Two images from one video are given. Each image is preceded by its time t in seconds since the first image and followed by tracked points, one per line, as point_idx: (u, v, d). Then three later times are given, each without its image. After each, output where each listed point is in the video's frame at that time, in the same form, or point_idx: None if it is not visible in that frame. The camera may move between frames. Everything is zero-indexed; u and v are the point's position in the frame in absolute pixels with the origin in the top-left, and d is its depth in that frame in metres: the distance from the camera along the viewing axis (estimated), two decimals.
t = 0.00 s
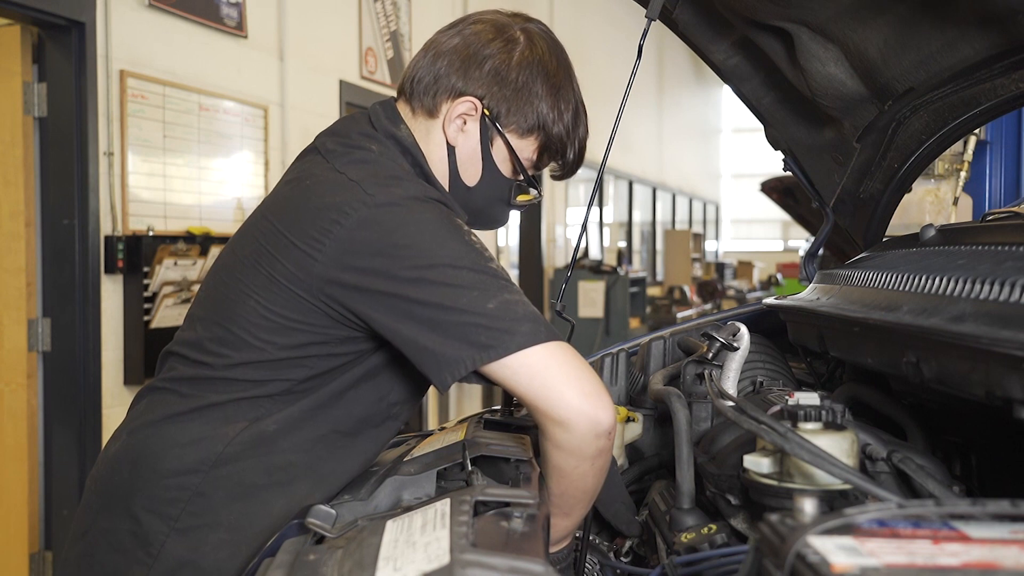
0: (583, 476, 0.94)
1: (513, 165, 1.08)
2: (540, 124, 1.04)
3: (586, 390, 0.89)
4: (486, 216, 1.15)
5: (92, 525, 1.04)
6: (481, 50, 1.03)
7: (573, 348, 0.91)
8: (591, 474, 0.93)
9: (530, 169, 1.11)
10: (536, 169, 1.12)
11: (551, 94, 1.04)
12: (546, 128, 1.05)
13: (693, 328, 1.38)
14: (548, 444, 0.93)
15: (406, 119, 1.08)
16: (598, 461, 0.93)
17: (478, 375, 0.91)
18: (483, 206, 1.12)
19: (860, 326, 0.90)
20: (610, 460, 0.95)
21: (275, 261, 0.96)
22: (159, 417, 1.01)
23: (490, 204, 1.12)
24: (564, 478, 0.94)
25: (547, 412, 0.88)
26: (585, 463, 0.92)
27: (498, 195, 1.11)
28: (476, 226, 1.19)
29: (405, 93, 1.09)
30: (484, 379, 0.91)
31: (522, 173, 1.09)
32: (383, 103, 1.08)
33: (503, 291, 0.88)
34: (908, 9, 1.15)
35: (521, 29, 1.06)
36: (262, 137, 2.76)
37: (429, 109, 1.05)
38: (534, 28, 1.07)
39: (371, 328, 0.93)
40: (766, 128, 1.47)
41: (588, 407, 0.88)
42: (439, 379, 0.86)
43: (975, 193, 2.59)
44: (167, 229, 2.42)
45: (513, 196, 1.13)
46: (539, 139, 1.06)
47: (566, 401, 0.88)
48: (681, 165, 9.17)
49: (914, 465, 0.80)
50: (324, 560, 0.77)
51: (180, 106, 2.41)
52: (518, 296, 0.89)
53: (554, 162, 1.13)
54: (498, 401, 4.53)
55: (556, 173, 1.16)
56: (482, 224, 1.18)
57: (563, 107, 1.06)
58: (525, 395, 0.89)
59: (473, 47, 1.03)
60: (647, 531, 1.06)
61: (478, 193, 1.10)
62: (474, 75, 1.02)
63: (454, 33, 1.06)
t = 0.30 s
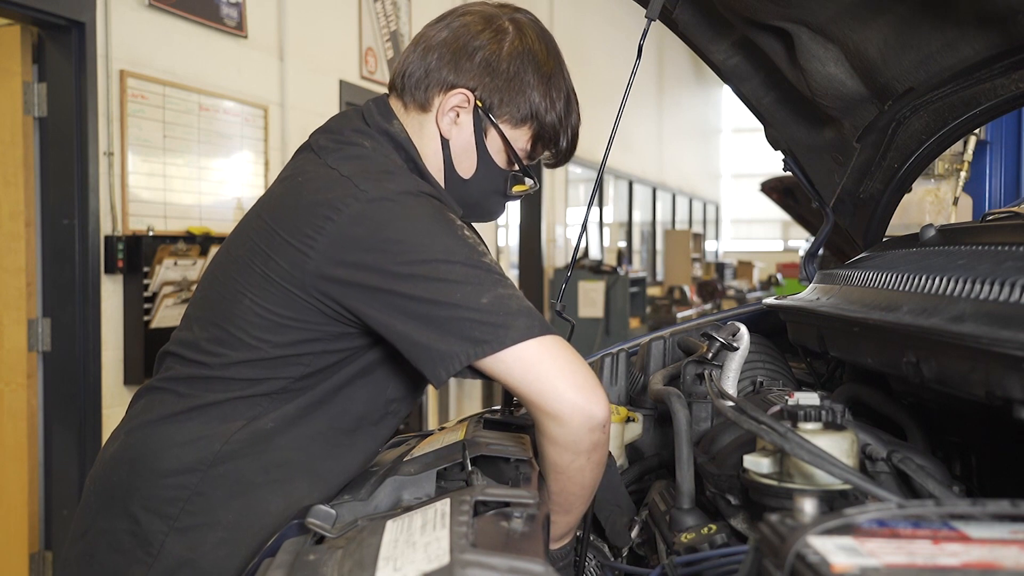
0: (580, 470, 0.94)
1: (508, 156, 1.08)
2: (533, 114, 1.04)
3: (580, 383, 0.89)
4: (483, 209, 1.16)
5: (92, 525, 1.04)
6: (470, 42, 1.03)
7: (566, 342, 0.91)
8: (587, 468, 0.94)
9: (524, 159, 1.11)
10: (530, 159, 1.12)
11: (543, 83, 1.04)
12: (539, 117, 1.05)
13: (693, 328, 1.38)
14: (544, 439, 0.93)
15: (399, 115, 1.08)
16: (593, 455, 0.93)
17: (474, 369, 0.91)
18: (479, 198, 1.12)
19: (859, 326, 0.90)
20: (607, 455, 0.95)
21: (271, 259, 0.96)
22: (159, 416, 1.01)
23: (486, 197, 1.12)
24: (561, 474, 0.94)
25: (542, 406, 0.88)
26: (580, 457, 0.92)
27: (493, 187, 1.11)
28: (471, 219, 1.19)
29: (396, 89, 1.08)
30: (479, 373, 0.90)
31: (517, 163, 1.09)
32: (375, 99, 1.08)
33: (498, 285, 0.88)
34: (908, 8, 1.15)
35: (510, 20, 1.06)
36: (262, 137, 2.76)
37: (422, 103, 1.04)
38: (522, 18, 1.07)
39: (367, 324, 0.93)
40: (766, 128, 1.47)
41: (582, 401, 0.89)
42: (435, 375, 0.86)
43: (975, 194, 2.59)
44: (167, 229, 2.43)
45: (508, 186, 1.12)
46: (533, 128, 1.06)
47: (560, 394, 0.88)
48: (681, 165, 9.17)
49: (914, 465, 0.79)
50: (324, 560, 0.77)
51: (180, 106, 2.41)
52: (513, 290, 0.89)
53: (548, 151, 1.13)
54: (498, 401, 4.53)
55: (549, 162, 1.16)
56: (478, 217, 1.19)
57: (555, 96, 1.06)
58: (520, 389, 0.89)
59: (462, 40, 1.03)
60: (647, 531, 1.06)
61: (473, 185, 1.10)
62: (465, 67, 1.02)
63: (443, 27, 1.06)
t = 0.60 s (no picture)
0: (581, 472, 0.94)
1: (506, 155, 1.08)
2: (530, 112, 1.04)
3: (582, 386, 0.89)
4: (482, 208, 1.16)
5: (92, 525, 1.04)
6: (467, 40, 1.03)
7: (568, 345, 0.91)
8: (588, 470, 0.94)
9: (523, 158, 1.11)
10: (529, 157, 1.12)
11: (540, 80, 1.04)
12: (537, 114, 1.05)
13: (694, 328, 1.38)
14: (545, 440, 0.93)
15: (397, 114, 1.08)
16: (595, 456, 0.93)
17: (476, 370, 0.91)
18: (477, 197, 1.12)
19: (859, 326, 0.90)
20: (607, 456, 0.95)
21: (270, 260, 0.96)
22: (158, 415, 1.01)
23: (485, 195, 1.12)
24: (562, 475, 0.94)
25: (544, 409, 0.88)
26: (581, 459, 0.93)
27: (493, 186, 1.11)
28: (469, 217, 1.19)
29: (393, 88, 1.09)
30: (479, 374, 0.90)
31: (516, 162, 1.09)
32: (373, 99, 1.08)
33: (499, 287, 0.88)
34: (908, 8, 1.15)
35: (506, 18, 1.06)
36: (262, 138, 2.76)
37: (419, 102, 1.05)
38: (519, 16, 1.07)
39: (367, 326, 0.93)
40: (766, 128, 1.47)
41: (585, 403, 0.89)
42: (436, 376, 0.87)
43: (975, 194, 2.59)
44: (167, 229, 2.43)
45: (507, 184, 1.13)
46: (531, 127, 1.06)
47: (564, 396, 0.88)
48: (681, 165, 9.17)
49: (914, 465, 0.79)
50: (324, 560, 0.77)
51: (180, 106, 2.41)
52: (513, 292, 0.89)
53: (547, 149, 1.12)
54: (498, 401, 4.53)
55: (548, 160, 1.16)
56: (477, 216, 1.19)
57: (553, 94, 1.05)
58: (522, 392, 0.89)
59: (458, 38, 1.03)
60: (647, 531, 1.06)
61: (473, 185, 1.10)
62: (462, 66, 1.02)
63: (439, 26, 1.06)
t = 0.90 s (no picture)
0: (585, 464, 0.94)
1: (507, 154, 1.08)
2: (530, 109, 1.04)
3: (584, 376, 0.89)
4: (483, 208, 1.16)
5: (92, 525, 1.04)
6: (464, 39, 1.03)
7: (570, 335, 0.91)
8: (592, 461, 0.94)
9: (524, 157, 1.11)
10: (529, 156, 1.12)
11: (538, 78, 1.04)
12: (536, 112, 1.05)
13: (694, 328, 1.38)
14: (549, 432, 0.93)
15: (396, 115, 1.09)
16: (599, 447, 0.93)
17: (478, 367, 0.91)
18: (478, 197, 1.12)
19: (859, 326, 0.90)
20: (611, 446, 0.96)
21: (270, 258, 0.96)
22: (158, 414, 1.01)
23: (487, 194, 1.12)
24: (566, 467, 0.95)
25: (547, 400, 0.89)
26: (586, 451, 0.93)
27: (494, 185, 1.11)
28: (469, 217, 1.19)
29: (392, 89, 1.09)
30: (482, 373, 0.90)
31: (517, 160, 1.09)
32: (372, 100, 1.08)
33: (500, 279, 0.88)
34: (908, 8, 1.15)
35: (503, 16, 1.06)
36: (262, 138, 2.76)
37: (418, 102, 1.05)
38: (516, 15, 1.07)
39: (369, 324, 0.93)
40: (766, 128, 1.47)
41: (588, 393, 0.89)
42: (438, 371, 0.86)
43: (975, 194, 2.59)
44: (167, 229, 2.43)
45: (508, 183, 1.13)
46: (530, 125, 1.06)
47: (567, 387, 0.88)
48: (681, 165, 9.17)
49: (913, 465, 0.79)
50: (324, 560, 0.77)
51: (180, 106, 2.41)
52: (513, 283, 0.89)
53: (547, 147, 1.12)
54: (498, 401, 4.53)
55: (548, 158, 1.16)
56: (478, 216, 1.19)
57: (552, 91, 1.05)
58: (525, 383, 0.89)
59: (456, 38, 1.03)
60: (647, 531, 1.06)
61: (474, 184, 1.10)
62: (460, 65, 1.02)
63: (437, 26, 1.06)
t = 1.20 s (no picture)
0: (588, 451, 0.95)
1: (511, 157, 1.08)
2: (536, 114, 1.04)
3: (585, 364, 0.89)
4: (485, 211, 1.16)
5: (92, 526, 1.04)
6: (473, 44, 1.03)
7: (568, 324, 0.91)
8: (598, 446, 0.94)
9: (528, 160, 1.11)
10: (533, 159, 1.13)
11: (545, 84, 1.04)
12: (543, 117, 1.05)
13: (694, 328, 1.38)
14: (551, 421, 0.93)
15: (402, 117, 1.08)
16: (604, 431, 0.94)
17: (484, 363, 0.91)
18: (481, 199, 1.12)
19: (859, 326, 0.90)
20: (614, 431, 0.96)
21: (270, 257, 0.96)
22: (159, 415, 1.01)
23: (490, 197, 1.13)
24: (570, 455, 0.95)
25: (548, 389, 0.88)
26: (590, 437, 0.93)
27: (497, 188, 1.12)
28: (473, 219, 1.19)
29: (398, 92, 1.08)
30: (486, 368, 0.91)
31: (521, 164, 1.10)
32: (377, 102, 1.08)
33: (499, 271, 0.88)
34: (907, 9, 1.15)
35: (512, 21, 1.06)
36: (263, 138, 2.76)
37: (425, 106, 1.04)
38: (524, 20, 1.07)
39: (371, 323, 0.93)
40: (767, 128, 1.47)
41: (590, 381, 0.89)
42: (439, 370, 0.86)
43: (975, 194, 2.59)
44: (167, 229, 2.43)
45: (512, 187, 1.13)
46: (536, 130, 1.07)
47: (569, 375, 0.88)
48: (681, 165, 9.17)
49: (914, 465, 0.79)
50: (324, 561, 0.77)
51: (180, 106, 2.41)
52: (513, 277, 0.88)
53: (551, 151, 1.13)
54: (498, 401, 4.53)
55: (553, 162, 1.16)
56: (482, 218, 1.19)
57: (558, 97, 1.06)
58: (524, 373, 0.88)
59: (465, 42, 1.03)
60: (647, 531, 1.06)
61: (478, 187, 1.11)
62: (468, 70, 1.02)
63: (445, 30, 1.06)
